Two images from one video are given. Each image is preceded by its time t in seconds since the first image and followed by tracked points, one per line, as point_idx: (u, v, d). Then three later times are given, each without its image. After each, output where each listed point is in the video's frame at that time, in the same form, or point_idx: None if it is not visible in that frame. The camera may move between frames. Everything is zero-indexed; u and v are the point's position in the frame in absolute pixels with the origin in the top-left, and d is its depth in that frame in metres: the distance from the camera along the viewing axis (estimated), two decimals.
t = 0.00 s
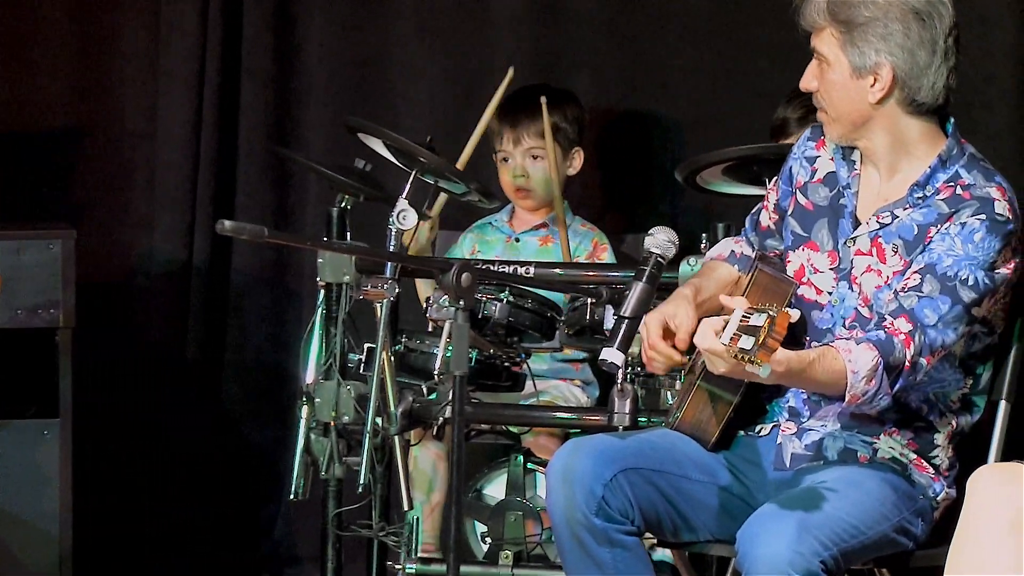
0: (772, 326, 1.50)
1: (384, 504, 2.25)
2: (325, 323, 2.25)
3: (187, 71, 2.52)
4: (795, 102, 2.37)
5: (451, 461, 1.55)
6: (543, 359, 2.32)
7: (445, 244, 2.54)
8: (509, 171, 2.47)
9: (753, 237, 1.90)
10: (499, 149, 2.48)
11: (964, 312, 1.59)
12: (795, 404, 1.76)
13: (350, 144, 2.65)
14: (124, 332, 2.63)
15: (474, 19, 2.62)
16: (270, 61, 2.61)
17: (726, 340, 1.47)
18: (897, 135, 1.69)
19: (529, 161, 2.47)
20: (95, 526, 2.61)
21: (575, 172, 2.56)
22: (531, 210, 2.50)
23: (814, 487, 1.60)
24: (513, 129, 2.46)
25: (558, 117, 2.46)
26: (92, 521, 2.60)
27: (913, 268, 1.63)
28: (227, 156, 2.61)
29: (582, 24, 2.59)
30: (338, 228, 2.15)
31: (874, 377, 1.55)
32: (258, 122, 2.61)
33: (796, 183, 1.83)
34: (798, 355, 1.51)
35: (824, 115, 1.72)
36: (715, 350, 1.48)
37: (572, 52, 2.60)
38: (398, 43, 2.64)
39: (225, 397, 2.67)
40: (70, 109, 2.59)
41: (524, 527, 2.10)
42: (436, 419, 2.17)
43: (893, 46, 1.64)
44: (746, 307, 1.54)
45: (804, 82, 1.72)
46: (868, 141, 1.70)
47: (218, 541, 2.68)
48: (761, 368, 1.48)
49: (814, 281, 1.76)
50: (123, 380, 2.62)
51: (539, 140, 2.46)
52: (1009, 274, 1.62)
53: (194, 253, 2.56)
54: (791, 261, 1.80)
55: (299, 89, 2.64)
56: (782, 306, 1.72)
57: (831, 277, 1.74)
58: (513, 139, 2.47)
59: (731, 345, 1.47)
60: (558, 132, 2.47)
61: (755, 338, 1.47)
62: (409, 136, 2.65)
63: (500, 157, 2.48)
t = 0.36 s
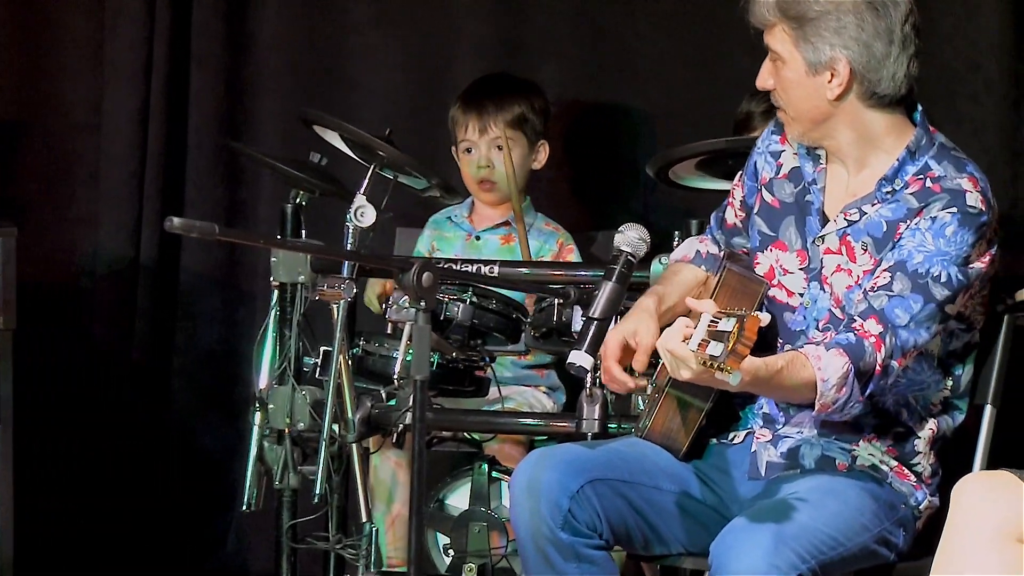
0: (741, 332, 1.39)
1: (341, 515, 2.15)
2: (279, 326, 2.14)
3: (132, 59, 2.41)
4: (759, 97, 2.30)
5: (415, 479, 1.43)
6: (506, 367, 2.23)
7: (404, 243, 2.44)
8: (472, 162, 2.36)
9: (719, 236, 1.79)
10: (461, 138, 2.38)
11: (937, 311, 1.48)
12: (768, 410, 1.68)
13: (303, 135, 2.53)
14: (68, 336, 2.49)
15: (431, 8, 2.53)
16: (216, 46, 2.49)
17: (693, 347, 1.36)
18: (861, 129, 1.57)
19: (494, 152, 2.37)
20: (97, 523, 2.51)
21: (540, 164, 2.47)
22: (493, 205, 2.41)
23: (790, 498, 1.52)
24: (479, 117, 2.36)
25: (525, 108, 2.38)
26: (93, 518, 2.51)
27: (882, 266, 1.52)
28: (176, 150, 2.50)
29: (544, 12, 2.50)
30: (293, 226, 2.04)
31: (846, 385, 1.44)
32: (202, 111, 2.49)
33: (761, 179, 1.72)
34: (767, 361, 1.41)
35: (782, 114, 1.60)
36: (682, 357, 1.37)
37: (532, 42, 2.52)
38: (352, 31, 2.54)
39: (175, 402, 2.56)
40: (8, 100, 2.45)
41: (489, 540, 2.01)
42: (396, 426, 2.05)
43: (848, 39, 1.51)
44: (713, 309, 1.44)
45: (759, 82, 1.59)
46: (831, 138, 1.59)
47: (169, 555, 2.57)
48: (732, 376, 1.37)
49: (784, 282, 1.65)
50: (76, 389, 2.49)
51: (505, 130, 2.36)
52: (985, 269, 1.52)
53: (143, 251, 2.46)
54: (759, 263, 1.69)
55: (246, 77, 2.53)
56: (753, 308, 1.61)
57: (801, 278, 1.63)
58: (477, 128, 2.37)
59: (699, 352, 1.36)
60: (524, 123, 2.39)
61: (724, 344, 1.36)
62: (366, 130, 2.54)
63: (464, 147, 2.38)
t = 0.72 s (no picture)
0: (730, 359, 1.33)
1: (302, 562, 2.03)
2: (236, 362, 2.02)
3: (82, 81, 2.34)
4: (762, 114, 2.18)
5: (377, 522, 1.33)
6: (475, 407, 2.14)
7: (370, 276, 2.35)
8: (445, 192, 2.27)
9: (705, 269, 1.72)
10: (433, 167, 2.29)
11: (934, 345, 1.39)
12: (754, 451, 1.58)
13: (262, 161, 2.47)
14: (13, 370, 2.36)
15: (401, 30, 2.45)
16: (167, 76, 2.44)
17: (679, 376, 1.29)
18: (856, 152, 1.51)
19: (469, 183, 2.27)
20: (97, 523, 2.39)
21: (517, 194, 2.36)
22: (466, 237, 2.31)
23: (778, 540, 1.41)
24: (454, 144, 2.27)
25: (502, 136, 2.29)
26: (93, 518, 2.39)
27: (876, 296, 1.44)
28: (128, 178, 2.44)
29: (516, 35, 2.43)
30: (251, 256, 1.93)
31: (838, 420, 1.35)
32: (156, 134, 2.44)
33: (748, 208, 1.65)
34: (755, 393, 1.32)
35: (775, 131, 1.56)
36: (667, 387, 1.29)
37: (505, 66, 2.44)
38: (320, 54, 2.47)
39: (126, 441, 2.44)
40: None
41: None
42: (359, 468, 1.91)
43: (846, 55, 1.46)
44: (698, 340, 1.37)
45: (752, 98, 1.56)
46: (826, 160, 1.53)
47: None
48: (720, 407, 1.29)
49: (770, 314, 1.57)
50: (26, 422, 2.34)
51: (482, 160, 2.28)
52: (984, 302, 1.43)
53: (92, 281, 2.37)
54: (745, 294, 1.61)
55: (203, 102, 2.48)
56: (741, 338, 1.54)
57: (790, 310, 1.56)
58: (451, 157, 2.28)
59: (685, 382, 1.28)
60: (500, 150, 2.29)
61: (712, 372, 1.29)
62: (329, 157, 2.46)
63: (436, 176, 2.28)
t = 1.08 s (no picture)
0: (719, 420, 1.22)
1: None
2: (202, 419, 1.93)
3: (39, 125, 2.26)
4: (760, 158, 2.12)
5: None
6: (455, 465, 2.05)
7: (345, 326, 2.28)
8: (428, 244, 2.18)
9: (690, 319, 1.64)
10: (414, 219, 2.20)
11: (934, 401, 1.31)
12: (745, 512, 1.50)
13: (231, 207, 2.39)
14: None
15: (372, 75, 2.38)
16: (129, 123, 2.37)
17: (666, 438, 1.18)
18: (849, 201, 1.42)
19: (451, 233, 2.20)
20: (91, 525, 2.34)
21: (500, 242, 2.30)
22: (448, 289, 2.23)
23: None
24: (433, 194, 2.20)
25: (480, 179, 2.22)
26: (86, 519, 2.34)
27: (874, 351, 1.35)
28: (87, 226, 2.36)
29: (491, 80, 2.36)
30: (219, 307, 1.84)
31: (833, 480, 1.25)
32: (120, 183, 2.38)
33: (738, 258, 1.58)
34: (745, 454, 1.22)
35: (765, 195, 1.45)
36: (653, 450, 1.18)
37: (481, 111, 2.37)
38: (289, 100, 2.40)
39: (87, 500, 2.34)
40: None
41: None
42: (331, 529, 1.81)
43: (826, 105, 1.36)
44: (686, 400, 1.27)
45: (737, 166, 1.45)
46: (821, 216, 1.43)
47: None
48: (709, 471, 1.17)
49: (764, 371, 1.49)
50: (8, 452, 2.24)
51: (464, 209, 2.20)
52: (986, 356, 1.35)
53: (50, 336, 2.27)
54: (737, 349, 1.53)
55: (167, 149, 2.41)
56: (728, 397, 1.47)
57: (783, 365, 1.47)
58: (430, 207, 2.20)
59: (672, 444, 1.18)
60: (482, 198, 2.23)
61: (701, 434, 1.18)
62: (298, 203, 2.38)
63: (415, 227, 2.20)
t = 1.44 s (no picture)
0: (720, 444, 1.11)
1: None
2: (167, 450, 1.83)
3: None
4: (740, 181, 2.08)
5: None
6: (434, 495, 1.95)
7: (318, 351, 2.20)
8: (397, 264, 2.10)
9: (687, 346, 1.57)
10: (382, 238, 2.12)
11: (942, 431, 1.23)
12: (742, 547, 1.41)
13: (203, 227, 2.31)
14: None
15: (350, 91, 2.31)
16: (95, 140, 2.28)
17: (661, 464, 1.08)
18: (858, 219, 1.36)
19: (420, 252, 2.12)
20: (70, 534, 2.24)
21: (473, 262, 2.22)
22: (421, 311, 2.14)
23: None
24: (401, 212, 2.12)
25: (453, 197, 2.15)
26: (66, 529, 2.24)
27: (879, 377, 1.27)
28: (48, 245, 2.26)
29: (474, 95, 2.29)
30: (186, 332, 1.75)
31: (835, 512, 1.17)
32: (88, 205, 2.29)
33: (737, 281, 1.51)
34: (744, 482, 1.13)
35: (770, 212, 1.39)
36: (648, 477, 1.08)
37: (459, 128, 2.30)
38: (264, 117, 2.33)
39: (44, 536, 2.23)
40: None
41: None
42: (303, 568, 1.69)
43: (834, 114, 1.30)
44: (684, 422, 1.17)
45: (740, 181, 1.39)
46: (827, 234, 1.37)
47: None
48: (706, 499, 1.09)
49: (764, 399, 1.42)
50: None
51: (434, 228, 2.13)
52: (997, 385, 1.28)
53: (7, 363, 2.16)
54: (735, 375, 1.46)
55: (137, 168, 2.32)
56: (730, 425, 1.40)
57: (785, 394, 1.40)
58: (399, 225, 2.12)
59: (668, 471, 1.08)
60: (454, 216, 2.15)
61: (699, 461, 1.09)
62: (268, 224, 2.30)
63: (385, 247, 2.11)
